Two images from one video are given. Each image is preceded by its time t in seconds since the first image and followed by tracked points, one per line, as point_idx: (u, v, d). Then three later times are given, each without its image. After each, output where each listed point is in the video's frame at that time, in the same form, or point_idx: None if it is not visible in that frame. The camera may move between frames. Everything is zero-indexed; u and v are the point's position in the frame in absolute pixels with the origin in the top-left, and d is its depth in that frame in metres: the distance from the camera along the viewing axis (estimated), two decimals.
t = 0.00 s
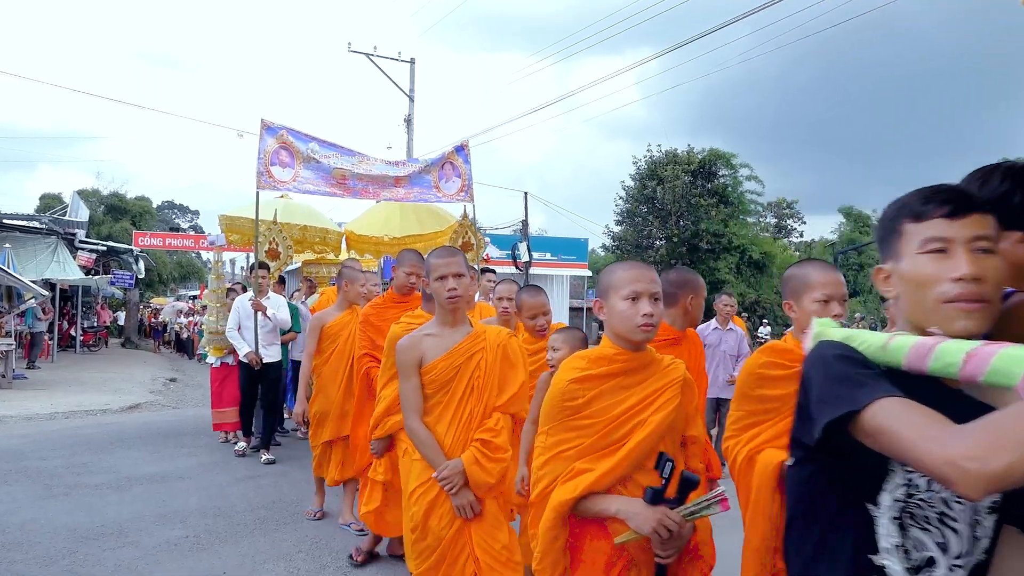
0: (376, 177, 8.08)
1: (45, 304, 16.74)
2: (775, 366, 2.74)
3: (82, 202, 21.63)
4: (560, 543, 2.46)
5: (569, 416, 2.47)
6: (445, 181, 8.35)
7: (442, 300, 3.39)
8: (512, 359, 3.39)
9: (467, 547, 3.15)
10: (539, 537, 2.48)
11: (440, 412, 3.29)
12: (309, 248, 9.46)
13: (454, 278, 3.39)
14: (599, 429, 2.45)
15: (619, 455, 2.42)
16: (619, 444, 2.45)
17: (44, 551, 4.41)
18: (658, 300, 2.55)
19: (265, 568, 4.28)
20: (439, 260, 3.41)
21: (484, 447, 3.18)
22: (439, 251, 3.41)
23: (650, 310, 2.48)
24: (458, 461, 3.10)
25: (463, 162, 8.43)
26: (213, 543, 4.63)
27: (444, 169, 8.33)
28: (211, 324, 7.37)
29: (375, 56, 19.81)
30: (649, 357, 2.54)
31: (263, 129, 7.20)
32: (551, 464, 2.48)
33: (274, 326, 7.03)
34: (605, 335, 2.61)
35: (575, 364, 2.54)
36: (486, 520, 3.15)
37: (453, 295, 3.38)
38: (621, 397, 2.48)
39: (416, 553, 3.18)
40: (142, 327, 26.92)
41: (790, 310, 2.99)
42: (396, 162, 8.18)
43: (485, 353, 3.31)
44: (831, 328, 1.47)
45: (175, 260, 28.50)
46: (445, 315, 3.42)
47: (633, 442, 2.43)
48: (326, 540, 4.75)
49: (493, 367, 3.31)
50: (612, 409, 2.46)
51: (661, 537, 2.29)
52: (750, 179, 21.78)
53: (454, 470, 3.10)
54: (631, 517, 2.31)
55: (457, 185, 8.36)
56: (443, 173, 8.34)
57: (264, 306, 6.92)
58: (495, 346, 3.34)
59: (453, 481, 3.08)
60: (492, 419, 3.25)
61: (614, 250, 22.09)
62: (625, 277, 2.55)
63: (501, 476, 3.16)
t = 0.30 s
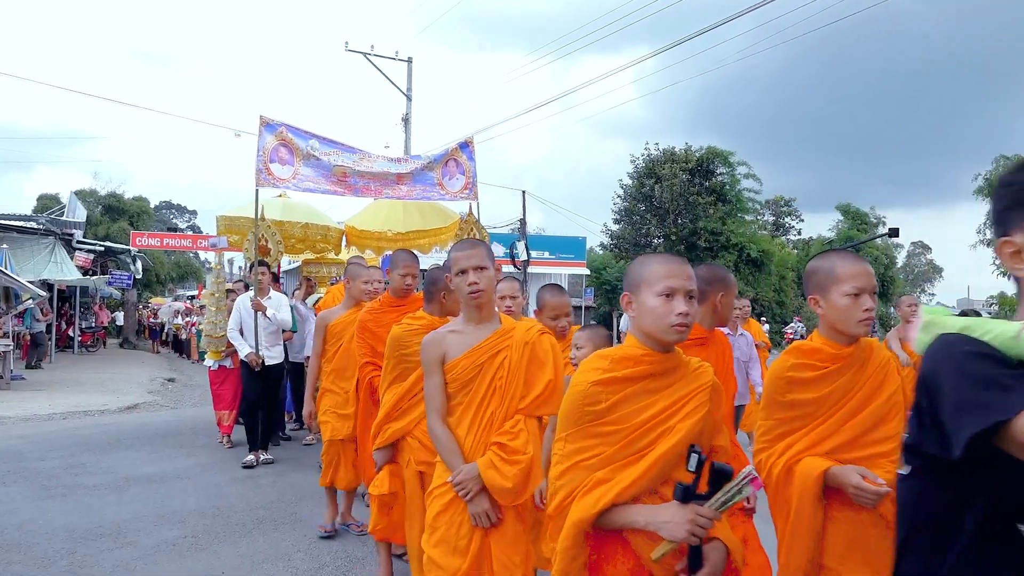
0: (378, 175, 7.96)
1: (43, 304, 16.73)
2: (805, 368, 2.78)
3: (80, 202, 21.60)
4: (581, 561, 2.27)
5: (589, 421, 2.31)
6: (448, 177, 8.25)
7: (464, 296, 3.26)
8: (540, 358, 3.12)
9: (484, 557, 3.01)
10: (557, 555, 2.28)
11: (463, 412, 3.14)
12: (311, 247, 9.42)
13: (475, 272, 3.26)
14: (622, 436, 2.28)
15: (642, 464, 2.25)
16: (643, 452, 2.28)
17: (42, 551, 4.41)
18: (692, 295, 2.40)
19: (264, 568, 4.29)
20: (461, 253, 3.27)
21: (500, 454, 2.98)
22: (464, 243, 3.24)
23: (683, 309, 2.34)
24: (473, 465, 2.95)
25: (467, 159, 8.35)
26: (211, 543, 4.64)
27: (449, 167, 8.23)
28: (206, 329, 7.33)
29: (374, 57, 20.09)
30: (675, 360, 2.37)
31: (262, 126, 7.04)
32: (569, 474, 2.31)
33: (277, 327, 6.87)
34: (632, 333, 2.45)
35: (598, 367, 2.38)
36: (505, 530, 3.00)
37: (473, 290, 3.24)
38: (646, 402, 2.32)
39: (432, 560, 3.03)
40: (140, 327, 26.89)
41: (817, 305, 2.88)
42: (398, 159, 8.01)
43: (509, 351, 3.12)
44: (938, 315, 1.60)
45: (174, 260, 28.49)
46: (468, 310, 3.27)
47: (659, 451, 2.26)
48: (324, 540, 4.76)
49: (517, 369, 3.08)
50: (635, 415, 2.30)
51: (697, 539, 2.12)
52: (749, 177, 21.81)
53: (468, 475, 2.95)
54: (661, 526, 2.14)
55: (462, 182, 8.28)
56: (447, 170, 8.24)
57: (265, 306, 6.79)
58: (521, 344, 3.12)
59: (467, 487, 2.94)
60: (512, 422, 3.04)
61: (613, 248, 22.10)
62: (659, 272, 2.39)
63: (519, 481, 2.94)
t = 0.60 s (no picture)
0: (382, 170, 7.76)
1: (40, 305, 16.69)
2: (840, 369, 2.49)
3: (77, 203, 21.57)
4: None
5: (635, 440, 2.00)
6: (452, 172, 8.09)
7: (479, 301, 2.83)
8: (563, 368, 2.77)
9: None
10: None
11: (484, 428, 2.72)
12: (312, 242, 9.42)
13: (492, 275, 2.81)
14: (674, 457, 1.97)
15: (694, 490, 1.95)
16: (696, 474, 1.98)
17: (40, 552, 4.40)
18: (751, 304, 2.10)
19: (262, 567, 4.28)
20: (475, 253, 2.84)
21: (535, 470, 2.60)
22: (478, 244, 2.86)
23: (742, 319, 2.03)
24: (507, 485, 2.56)
25: (472, 154, 8.20)
26: (210, 542, 4.63)
27: (453, 162, 8.08)
28: (205, 325, 7.33)
29: (369, 55, 19.51)
30: (730, 374, 2.04)
31: (263, 120, 6.98)
32: (609, 500, 2.01)
33: (276, 328, 6.84)
34: (682, 345, 2.13)
35: (642, 376, 2.06)
36: (539, 549, 2.64)
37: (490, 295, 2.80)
38: (700, 419, 2.01)
39: None
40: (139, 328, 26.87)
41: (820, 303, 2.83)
42: (402, 154, 7.85)
43: (533, 361, 2.73)
44: None
45: (171, 260, 28.45)
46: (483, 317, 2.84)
47: (713, 475, 1.96)
48: (324, 539, 4.76)
49: (541, 381, 2.71)
50: (686, 435, 1.99)
51: None
52: (747, 173, 21.84)
53: (502, 496, 2.54)
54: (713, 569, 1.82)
55: (466, 178, 8.13)
56: (451, 165, 8.09)
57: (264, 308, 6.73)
58: (543, 352, 2.76)
59: (501, 510, 2.54)
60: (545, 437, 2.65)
61: (611, 246, 22.10)
62: (714, 277, 2.07)
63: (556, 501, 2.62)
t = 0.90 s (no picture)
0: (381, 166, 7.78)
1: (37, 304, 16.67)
2: (899, 373, 2.41)
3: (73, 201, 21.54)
4: None
5: (714, 440, 1.98)
6: (453, 167, 8.10)
7: (488, 296, 2.61)
8: (575, 368, 2.63)
9: None
10: None
11: (503, 438, 2.50)
12: (308, 239, 9.42)
13: (503, 267, 2.60)
14: (758, 457, 1.93)
15: (790, 496, 1.90)
16: (785, 476, 1.93)
17: (38, 550, 4.40)
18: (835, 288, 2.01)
19: (260, 564, 4.29)
20: (482, 246, 2.62)
21: (561, 481, 2.42)
22: (493, 234, 2.65)
23: (826, 303, 1.94)
24: (536, 500, 2.38)
25: (473, 148, 8.20)
26: (208, 539, 4.63)
27: (454, 157, 8.09)
28: (204, 325, 7.26)
29: (368, 51, 19.85)
30: (814, 365, 2.00)
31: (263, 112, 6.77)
32: (688, 503, 2.01)
33: (274, 323, 6.77)
34: (763, 335, 2.06)
35: (718, 371, 2.02)
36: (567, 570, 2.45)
37: (502, 289, 2.59)
38: (787, 414, 1.95)
39: None
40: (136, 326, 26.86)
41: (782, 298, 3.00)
42: (402, 151, 7.86)
43: (548, 362, 2.55)
44: None
45: (169, 258, 28.42)
46: (490, 315, 2.62)
47: (807, 476, 1.90)
48: (322, 536, 4.77)
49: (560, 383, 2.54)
50: (771, 433, 1.94)
51: None
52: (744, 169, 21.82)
53: (530, 513, 2.35)
54: None
55: (467, 172, 8.13)
56: (452, 160, 8.10)
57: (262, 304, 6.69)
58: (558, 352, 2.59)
59: (532, 528, 2.35)
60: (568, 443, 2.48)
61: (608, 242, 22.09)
62: (795, 258, 2.01)
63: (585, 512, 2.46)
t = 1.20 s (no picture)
0: (385, 159, 7.44)
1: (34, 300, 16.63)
2: (985, 362, 2.28)
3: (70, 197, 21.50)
4: None
5: (779, 453, 1.87)
6: (460, 160, 7.73)
7: (524, 291, 2.27)
8: (609, 370, 2.34)
9: None
10: None
11: (534, 449, 2.21)
12: (306, 235, 9.40)
13: (542, 259, 2.26)
14: (829, 472, 1.83)
15: (870, 517, 1.79)
16: (860, 493, 1.82)
17: (37, 546, 4.40)
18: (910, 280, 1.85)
19: (260, 559, 4.29)
20: (520, 235, 2.28)
21: (598, 499, 2.16)
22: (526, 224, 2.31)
23: (900, 297, 1.78)
24: (571, 517, 2.14)
25: (481, 141, 7.85)
26: (208, 535, 4.63)
27: (461, 149, 7.73)
28: (199, 320, 7.19)
29: (362, 47, 19.74)
30: (882, 369, 1.87)
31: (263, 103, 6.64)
32: (750, 522, 1.93)
33: (275, 320, 6.76)
34: (828, 333, 1.93)
35: (778, 376, 1.91)
36: None
37: (541, 283, 2.25)
38: (854, 425, 1.84)
39: None
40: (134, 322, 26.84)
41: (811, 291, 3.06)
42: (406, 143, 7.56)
43: (581, 366, 2.24)
44: None
45: (167, 254, 28.38)
46: (521, 312, 2.31)
47: (884, 493, 1.79)
48: (322, 530, 4.77)
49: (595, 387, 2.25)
50: (841, 445, 1.83)
51: None
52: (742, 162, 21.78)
53: (563, 532, 2.12)
54: None
55: (475, 166, 7.77)
56: (459, 152, 7.74)
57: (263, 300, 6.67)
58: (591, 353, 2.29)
59: (566, 548, 2.12)
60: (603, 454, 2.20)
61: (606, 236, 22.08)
62: (866, 246, 1.84)
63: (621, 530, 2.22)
